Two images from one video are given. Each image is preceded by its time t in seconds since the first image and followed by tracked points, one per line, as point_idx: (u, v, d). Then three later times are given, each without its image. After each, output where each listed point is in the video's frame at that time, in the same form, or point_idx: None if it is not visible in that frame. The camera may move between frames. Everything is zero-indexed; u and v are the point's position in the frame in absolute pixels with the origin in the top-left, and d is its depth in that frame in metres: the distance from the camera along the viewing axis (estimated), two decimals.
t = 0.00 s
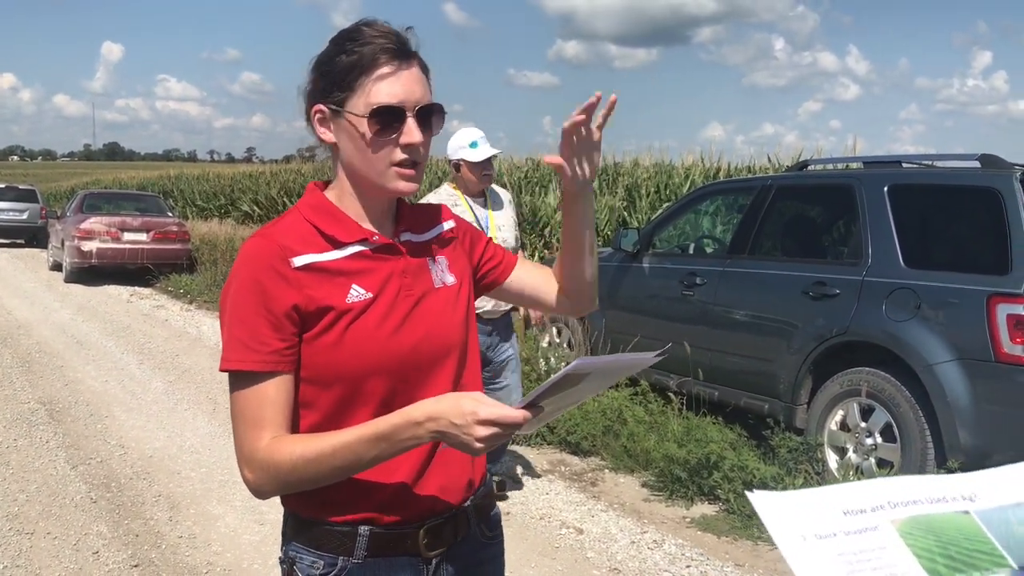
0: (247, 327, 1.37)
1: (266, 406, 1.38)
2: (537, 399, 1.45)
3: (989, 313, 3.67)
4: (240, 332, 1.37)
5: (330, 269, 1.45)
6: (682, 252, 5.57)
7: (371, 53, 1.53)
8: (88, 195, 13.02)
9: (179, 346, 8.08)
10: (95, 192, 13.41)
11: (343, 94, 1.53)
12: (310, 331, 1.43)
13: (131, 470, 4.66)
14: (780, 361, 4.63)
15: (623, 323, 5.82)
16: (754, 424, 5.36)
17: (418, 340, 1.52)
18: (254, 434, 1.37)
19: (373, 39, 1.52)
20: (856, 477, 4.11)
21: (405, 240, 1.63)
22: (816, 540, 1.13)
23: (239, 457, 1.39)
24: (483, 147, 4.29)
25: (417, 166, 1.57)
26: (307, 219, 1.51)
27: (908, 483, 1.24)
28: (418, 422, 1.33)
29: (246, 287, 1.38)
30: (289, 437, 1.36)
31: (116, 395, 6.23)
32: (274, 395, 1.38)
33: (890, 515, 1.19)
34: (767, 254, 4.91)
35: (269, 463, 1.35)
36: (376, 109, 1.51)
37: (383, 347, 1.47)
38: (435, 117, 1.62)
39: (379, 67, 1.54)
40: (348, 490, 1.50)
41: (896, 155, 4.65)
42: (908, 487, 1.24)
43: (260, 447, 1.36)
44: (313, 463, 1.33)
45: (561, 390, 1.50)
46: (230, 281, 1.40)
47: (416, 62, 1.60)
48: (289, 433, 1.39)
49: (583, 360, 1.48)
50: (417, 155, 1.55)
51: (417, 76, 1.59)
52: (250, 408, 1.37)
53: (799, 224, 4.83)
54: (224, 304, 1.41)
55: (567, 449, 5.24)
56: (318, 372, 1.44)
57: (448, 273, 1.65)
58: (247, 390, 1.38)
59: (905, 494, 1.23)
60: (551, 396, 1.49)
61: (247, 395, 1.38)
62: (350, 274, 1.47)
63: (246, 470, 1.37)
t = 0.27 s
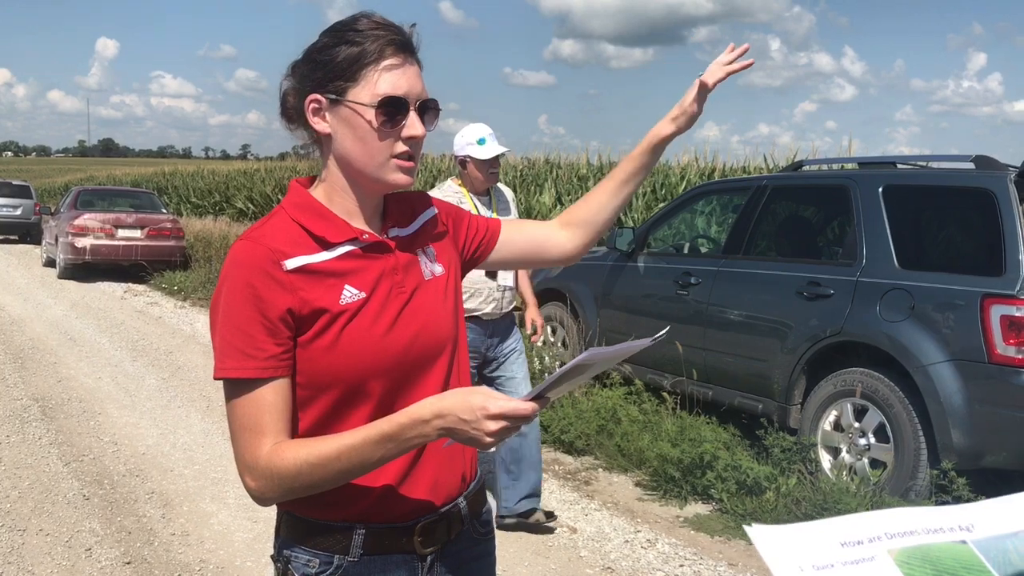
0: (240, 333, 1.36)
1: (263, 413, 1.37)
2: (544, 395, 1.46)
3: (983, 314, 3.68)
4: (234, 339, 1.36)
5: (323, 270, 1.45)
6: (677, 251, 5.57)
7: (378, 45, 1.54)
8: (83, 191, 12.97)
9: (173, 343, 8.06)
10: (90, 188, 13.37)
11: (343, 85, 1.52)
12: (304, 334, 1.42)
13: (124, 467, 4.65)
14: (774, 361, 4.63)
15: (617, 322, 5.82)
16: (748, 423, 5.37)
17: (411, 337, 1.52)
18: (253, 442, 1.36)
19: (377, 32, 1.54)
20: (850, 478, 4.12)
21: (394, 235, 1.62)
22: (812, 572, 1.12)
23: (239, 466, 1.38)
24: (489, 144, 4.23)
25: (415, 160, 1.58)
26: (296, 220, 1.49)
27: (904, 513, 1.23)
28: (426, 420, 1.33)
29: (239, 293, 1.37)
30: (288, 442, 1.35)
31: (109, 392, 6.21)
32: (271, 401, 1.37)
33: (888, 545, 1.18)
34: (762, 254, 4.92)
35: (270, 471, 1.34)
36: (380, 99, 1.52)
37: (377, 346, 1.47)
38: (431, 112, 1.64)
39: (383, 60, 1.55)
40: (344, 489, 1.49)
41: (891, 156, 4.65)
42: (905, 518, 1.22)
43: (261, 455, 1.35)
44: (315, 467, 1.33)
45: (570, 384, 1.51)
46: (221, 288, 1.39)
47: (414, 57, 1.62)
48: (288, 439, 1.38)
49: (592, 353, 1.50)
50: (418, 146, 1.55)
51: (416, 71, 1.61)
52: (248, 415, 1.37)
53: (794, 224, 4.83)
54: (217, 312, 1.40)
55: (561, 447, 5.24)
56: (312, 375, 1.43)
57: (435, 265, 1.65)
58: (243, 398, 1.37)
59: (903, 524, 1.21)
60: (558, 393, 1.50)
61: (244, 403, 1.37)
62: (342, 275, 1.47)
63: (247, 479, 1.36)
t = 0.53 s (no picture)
0: (238, 336, 1.36)
1: (261, 416, 1.36)
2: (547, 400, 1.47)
3: (980, 316, 3.69)
4: (232, 342, 1.35)
5: (321, 272, 1.45)
6: (674, 252, 5.58)
7: (363, 47, 1.53)
8: (80, 189, 12.96)
9: (169, 342, 8.05)
10: (86, 187, 13.34)
11: (331, 89, 1.52)
12: (301, 337, 1.42)
13: (120, 466, 4.64)
14: (771, 362, 4.64)
15: (614, 322, 5.83)
16: (744, 424, 5.38)
17: (408, 340, 1.52)
18: (250, 447, 1.35)
19: (361, 33, 1.53)
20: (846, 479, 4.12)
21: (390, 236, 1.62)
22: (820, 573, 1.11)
23: (234, 470, 1.37)
24: (511, 147, 4.16)
25: (406, 161, 1.57)
26: (294, 221, 1.49)
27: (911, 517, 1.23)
28: (427, 427, 1.33)
29: (237, 296, 1.37)
30: (285, 447, 1.35)
31: (106, 391, 6.20)
32: (268, 405, 1.37)
33: (894, 550, 1.18)
34: (759, 255, 4.92)
35: (267, 477, 1.33)
36: (366, 103, 1.51)
37: (374, 349, 1.47)
38: (422, 111, 1.63)
39: (370, 61, 1.54)
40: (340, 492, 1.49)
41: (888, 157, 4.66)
42: (912, 523, 1.22)
43: (258, 459, 1.34)
44: (313, 472, 1.32)
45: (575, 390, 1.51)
46: (218, 290, 1.38)
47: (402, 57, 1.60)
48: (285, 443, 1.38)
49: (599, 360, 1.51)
50: (406, 149, 1.55)
51: (404, 71, 1.60)
52: (245, 419, 1.36)
53: (791, 226, 4.84)
54: (214, 314, 1.39)
55: (558, 448, 5.24)
56: (310, 378, 1.43)
57: (430, 266, 1.66)
58: (240, 401, 1.36)
59: (909, 530, 1.21)
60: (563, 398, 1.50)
61: (241, 406, 1.36)
62: (341, 277, 1.47)
63: (243, 483, 1.36)
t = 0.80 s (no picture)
0: (231, 336, 1.35)
1: (254, 417, 1.36)
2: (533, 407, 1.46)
3: (978, 317, 3.69)
4: (224, 342, 1.35)
5: (315, 275, 1.45)
6: (673, 252, 5.58)
7: (342, 53, 1.51)
8: (78, 189, 12.95)
9: (168, 342, 8.05)
10: (85, 186, 13.33)
11: (315, 96, 1.53)
12: (295, 339, 1.42)
13: (118, 467, 4.64)
14: (769, 363, 4.64)
15: (613, 323, 5.83)
16: (743, 424, 5.38)
17: (402, 344, 1.52)
18: (241, 447, 1.35)
19: (345, 38, 1.52)
20: (844, 480, 4.13)
21: (388, 240, 1.62)
22: None
23: (226, 470, 1.37)
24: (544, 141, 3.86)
25: (389, 169, 1.56)
26: (290, 222, 1.49)
27: (897, 523, 1.21)
28: (415, 430, 1.32)
29: (230, 296, 1.37)
30: (276, 448, 1.35)
31: (104, 391, 6.19)
32: (261, 405, 1.37)
33: (880, 557, 1.16)
34: (757, 256, 4.93)
35: (258, 478, 1.33)
36: (346, 112, 1.51)
37: (368, 353, 1.47)
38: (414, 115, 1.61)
39: (352, 66, 1.53)
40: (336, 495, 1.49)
41: (887, 158, 4.67)
42: (899, 528, 1.21)
43: (249, 460, 1.34)
44: (304, 474, 1.32)
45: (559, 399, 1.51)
46: (212, 290, 1.38)
47: (391, 61, 1.58)
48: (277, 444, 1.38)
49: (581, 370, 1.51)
50: (388, 158, 1.53)
51: (391, 76, 1.58)
52: (237, 419, 1.36)
53: (789, 226, 4.84)
54: (207, 314, 1.39)
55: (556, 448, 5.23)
56: (303, 381, 1.43)
57: (428, 272, 1.66)
58: (232, 401, 1.36)
59: (896, 535, 1.20)
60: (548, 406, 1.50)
61: (233, 406, 1.36)
62: (335, 279, 1.47)
63: (234, 483, 1.36)
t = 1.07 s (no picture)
0: (227, 330, 1.36)
1: (249, 412, 1.36)
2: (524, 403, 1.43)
3: (977, 316, 3.69)
4: (220, 336, 1.35)
5: (313, 271, 1.44)
6: (672, 252, 5.58)
7: (324, 47, 1.52)
8: (77, 189, 12.94)
9: (167, 342, 8.04)
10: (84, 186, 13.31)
11: (304, 92, 1.53)
12: (292, 335, 1.42)
13: (117, 467, 4.63)
14: (769, 362, 4.64)
15: (612, 322, 5.83)
16: (742, 424, 5.38)
17: (401, 343, 1.51)
18: (236, 442, 1.35)
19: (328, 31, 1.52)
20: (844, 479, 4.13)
21: (389, 238, 1.61)
22: None
23: (221, 465, 1.37)
24: (573, 142, 3.78)
25: (382, 160, 1.54)
26: (290, 219, 1.49)
27: (867, 527, 1.23)
28: (405, 426, 1.32)
29: (227, 291, 1.37)
30: (270, 444, 1.35)
31: (103, 391, 6.18)
32: (256, 400, 1.37)
33: (852, 559, 1.18)
34: (756, 255, 4.93)
35: (251, 472, 1.33)
36: (332, 104, 1.50)
37: (365, 351, 1.46)
38: (405, 106, 1.59)
39: (335, 59, 1.53)
40: (334, 493, 1.49)
41: (886, 157, 4.66)
42: (869, 531, 1.22)
43: (243, 454, 1.34)
44: (296, 469, 1.32)
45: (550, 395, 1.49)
46: (211, 284, 1.39)
47: (377, 51, 1.57)
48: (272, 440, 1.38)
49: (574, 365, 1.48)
50: (378, 147, 1.51)
51: (378, 67, 1.56)
52: (232, 413, 1.36)
53: (788, 226, 4.84)
54: (205, 309, 1.39)
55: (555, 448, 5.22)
56: (299, 378, 1.42)
57: (432, 274, 1.65)
58: (228, 396, 1.36)
59: (867, 538, 1.22)
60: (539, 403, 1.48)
61: (228, 400, 1.36)
62: (333, 277, 1.46)
63: (229, 478, 1.36)
